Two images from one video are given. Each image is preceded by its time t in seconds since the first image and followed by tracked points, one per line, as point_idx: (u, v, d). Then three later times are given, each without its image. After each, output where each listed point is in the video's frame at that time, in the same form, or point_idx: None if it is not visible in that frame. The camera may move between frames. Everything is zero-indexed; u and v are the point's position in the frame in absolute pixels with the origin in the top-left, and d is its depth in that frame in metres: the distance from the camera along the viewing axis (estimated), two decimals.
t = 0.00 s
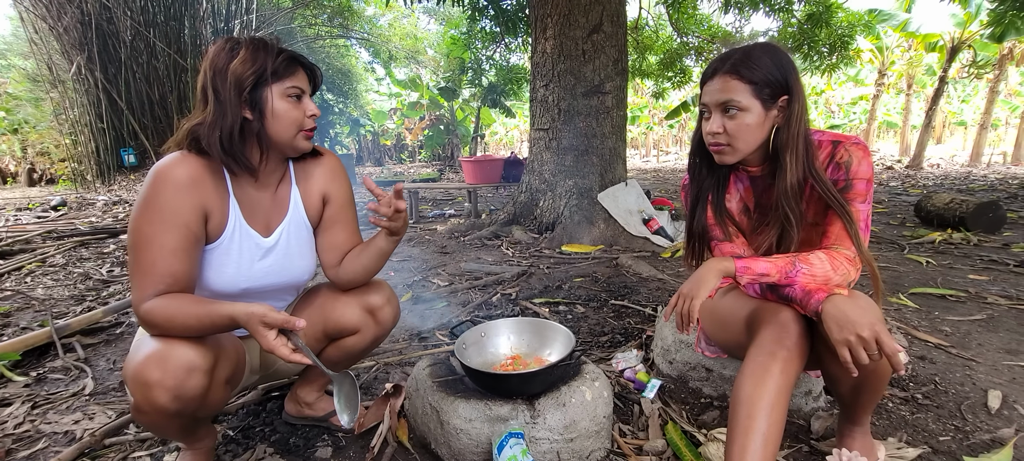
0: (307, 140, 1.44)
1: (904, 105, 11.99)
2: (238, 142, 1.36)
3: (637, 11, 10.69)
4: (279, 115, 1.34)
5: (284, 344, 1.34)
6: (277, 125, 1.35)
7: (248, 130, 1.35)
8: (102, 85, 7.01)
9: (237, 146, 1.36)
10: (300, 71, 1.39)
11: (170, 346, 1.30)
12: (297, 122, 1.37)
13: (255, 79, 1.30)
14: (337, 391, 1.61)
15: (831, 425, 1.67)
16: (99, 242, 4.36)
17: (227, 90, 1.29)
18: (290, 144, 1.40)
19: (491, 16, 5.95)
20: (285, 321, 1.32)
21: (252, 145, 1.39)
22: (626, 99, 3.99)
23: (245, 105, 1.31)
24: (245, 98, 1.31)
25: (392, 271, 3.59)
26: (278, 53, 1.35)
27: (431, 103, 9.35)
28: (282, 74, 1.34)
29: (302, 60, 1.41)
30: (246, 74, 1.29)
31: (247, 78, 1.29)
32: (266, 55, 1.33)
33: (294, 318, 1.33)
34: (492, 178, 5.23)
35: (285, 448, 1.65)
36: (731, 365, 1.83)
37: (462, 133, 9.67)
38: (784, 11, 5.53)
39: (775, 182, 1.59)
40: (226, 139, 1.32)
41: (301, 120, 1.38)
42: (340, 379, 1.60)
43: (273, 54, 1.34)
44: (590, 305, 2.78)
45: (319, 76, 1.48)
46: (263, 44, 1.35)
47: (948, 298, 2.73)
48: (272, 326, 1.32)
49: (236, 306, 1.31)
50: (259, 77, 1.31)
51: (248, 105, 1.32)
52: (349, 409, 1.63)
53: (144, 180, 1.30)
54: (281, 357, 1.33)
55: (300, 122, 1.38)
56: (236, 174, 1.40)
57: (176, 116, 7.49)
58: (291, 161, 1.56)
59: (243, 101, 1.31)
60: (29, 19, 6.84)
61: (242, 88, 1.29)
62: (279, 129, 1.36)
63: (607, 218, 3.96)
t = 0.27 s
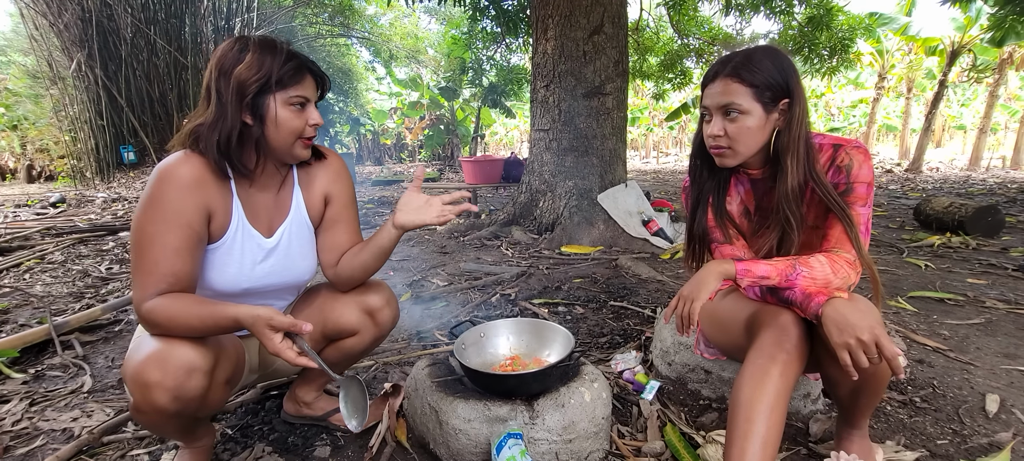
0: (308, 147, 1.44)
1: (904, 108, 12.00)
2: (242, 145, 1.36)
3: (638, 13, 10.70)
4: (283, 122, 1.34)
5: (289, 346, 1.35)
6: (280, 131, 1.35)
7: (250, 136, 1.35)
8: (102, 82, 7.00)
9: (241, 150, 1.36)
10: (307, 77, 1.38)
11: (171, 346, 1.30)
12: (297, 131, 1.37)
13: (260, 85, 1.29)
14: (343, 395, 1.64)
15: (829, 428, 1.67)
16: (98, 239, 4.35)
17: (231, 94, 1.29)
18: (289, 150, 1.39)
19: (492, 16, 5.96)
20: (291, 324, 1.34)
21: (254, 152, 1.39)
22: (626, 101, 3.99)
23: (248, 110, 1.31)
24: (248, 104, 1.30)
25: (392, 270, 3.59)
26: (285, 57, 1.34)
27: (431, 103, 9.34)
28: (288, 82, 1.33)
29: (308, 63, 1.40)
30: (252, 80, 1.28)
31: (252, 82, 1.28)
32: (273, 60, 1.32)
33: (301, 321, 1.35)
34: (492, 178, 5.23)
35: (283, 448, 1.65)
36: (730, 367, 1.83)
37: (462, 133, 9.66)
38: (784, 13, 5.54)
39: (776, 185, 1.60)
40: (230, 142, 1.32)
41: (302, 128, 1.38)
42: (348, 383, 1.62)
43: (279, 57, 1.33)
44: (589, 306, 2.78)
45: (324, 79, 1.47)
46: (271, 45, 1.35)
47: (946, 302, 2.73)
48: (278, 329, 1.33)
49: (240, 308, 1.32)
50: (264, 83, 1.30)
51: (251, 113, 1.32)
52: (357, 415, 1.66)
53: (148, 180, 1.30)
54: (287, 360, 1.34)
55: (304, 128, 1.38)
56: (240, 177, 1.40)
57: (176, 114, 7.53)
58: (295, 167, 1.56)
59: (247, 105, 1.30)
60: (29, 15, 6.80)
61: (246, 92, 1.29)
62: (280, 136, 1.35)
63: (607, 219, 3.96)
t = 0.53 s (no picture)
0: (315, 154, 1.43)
1: (904, 111, 12.00)
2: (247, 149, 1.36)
3: (639, 14, 10.71)
4: (290, 129, 1.33)
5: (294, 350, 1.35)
6: (286, 138, 1.34)
7: (257, 142, 1.35)
8: (103, 80, 6.98)
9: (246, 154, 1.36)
10: (317, 85, 1.36)
11: (173, 348, 1.30)
12: (302, 138, 1.36)
13: (268, 90, 1.28)
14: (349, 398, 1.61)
15: (829, 430, 1.68)
16: (97, 237, 4.35)
17: (237, 98, 1.28)
18: (295, 156, 1.39)
19: (493, 16, 5.96)
20: (296, 327, 1.34)
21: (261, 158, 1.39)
22: (627, 102, 3.99)
23: (254, 115, 1.30)
24: (255, 109, 1.30)
25: (392, 270, 3.59)
26: (295, 63, 1.32)
27: (431, 103, 9.34)
28: (297, 90, 1.31)
29: (318, 68, 1.38)
30: (261, 86, 1.27)
31: (258, 87, 1.27)
32: (283, 65, 1.31)
33: (306, 325, 1.35)
34: (492, 178, 5.23)
35: (283, 447, 1.65)
36: (731, 368, 1.83)
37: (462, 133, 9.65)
38: (785, 15, 5.54)
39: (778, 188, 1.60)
40: (235, 146, 1.32)
41: (308, 135, 1.36)
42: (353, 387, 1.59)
43: (289, 62, 1.32)
44: (589, 307, 2.78)
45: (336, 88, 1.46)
46: (279, 48, 1.34)
47: (946, 305, 2.74)
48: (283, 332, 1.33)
49: (245, 310, 1.32)
50: (272, 89, 1.29)
51: (257, 118, 1.31)
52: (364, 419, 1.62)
53: (152, 180, 1.30)
54: (292, 363, 1.35)
55: (310, 136, 1.37)
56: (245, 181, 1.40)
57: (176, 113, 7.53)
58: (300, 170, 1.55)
59: (252, 110, 1.29)
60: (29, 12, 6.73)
61: (253, 97, 1.28)
62: (286, 143, 1.35)
63: (607, 220, 3.96)
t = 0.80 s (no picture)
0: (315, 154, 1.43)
1: (904, 112, 12.01)
2: (249, 149, 1.35)
3: (639, 14, 10.72)
4: (290, 129, 1.33)
5: (299, 357, 1.35)
6: (287, 138, 1.34)
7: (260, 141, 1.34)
8: (102, 78, 6.97)
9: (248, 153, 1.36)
10: (320, 85, 1.36)
11: (175, 351, 1.30)
12: (304, 138, 1.35)
13: (271, 90, 1.28)
14: (352, 408, 1.58)
15: (828, 431, 1.68)
16: (96, 236, 4.34)
17: (236, 97, 1.27)
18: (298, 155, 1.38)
19: (493, 16, 5.96)
20: (301, 335, 1.33)
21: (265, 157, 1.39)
22: (627, 102, 3.99)
23: (256, 115, 1.30)
24: (257, 108, 1.29)
25: (391, 269, 3.59)
26: (298, 63, 1.32)
27: (431, 102, 9.34)
28: (299, 90, 1.31)
29: (321, 68, 1.38)
30: (263, 85, 1.27)
31: (259, 87, 1.27)
32: (286, 64, 1.30)
33: (312, 332, 1.35)
34: (492, 178, 5.22)
35: (282, 447, 1.65)
36: (730, 369, 1.83)
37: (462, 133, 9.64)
38: (785, 16, 5.54)
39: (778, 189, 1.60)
40: (237, 145, 1.32)
41: (309, 135, 1.36)
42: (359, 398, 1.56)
43: (292, 61, 1.31)
44: (588, 307, 2.78)
45: (335, 87, 1.45)
46: (281, 47, 1.33)
47: (945, 306, 2.74)
48: (288, 339, 1.33)
49: (250, 316, 1.32)
50: (274, 89, 1.28)
51: (260, 118, 1.31)
52: (369, 430, 1.58)
53: (152, 181, 1.29)
54: (296, 371, 1.33)
55: (310, 136, 1.36)
56: (246, 181, 1.40)
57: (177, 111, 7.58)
58: (301, 172, 1.55)
59: (253, 109, 1.29)
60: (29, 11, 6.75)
61: (255, 96, 1.28)
62: (288, 142, 1.35)
63: (606, 221, 3.96)
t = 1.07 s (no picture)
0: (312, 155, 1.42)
1: (903, 114, 12.02)
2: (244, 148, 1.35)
3: (639, 14, 10.73)
4: (285, 129, 1.32)
5: (304, 358, 1.36)
6: (281, 138, 1.33)
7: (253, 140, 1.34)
8: (101, 76, 6.95)
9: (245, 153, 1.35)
10: (317, 85, 1.35)
11: (176, 353, 1.29)
12: (299, 139, 1.34)
13: (266, 89, 1.27)
14: (361, 409, 1.59)
15: (826, 432, 1.68)
16: (95, 235, 4.33)
17: (232, 97, 1.27)
18: (292, 156, 1.37)
19: (493, 16, 5.96)
20: (308, 337, 1.34)
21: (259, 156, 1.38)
22: (627, 102, 3.99)
23: (251, 114, 1.29)
24: (250, 108, 1.29)
25: (390, 269, 3.58)
26: (296, 63, 1.31)
27: (431, 102, 9.34)
28: (295, 90, 1.30)
29: (318, 68, 1.37)
30: (257, 85, 1.27)
31: (255, 86, 1.26)
32: (282, 64, 1.30)
33: (318, 334, 1.35)
34: (492, 178, 5.22)
35: (280, 446, 1.65)
36: (728, 370, 1.83)
37: (462, 132, 9.65)
38: (785, 17, 5.54)
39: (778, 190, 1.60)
40: (232, 144, 1.32)
41: (304, 136, 1.35)
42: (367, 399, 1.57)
43: (288, 61, 1.31)
44: (587, 307, 2.78)
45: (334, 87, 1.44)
46: (278, 46, 1.33)
47: (943, 307, 2.74)
48: (294, 341, 1.34)
49: (254, 318, 1.32)
50: (270, 89, 1.28)
51: (253, 117, 1.30)
52: (377, 430, 1.58)
53: (151, 182, 1.29)
54: (302, 372, 1.35)
55: (305, 136, 1.35)
56: (244, 181, 1.39)
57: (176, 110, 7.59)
58: (300, 173, 1.54)
59: (248, 108, 1.29)
60: (28, 9, 6.76)
61: (249, 96, 1.27)
62: (283, 143, 1.34)
63: (606, 221, 3.96)
